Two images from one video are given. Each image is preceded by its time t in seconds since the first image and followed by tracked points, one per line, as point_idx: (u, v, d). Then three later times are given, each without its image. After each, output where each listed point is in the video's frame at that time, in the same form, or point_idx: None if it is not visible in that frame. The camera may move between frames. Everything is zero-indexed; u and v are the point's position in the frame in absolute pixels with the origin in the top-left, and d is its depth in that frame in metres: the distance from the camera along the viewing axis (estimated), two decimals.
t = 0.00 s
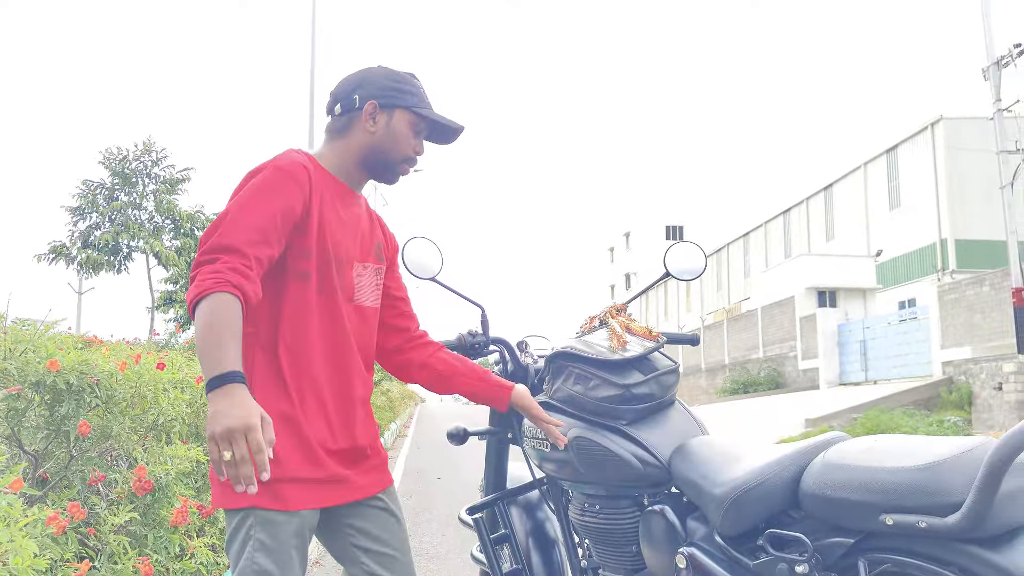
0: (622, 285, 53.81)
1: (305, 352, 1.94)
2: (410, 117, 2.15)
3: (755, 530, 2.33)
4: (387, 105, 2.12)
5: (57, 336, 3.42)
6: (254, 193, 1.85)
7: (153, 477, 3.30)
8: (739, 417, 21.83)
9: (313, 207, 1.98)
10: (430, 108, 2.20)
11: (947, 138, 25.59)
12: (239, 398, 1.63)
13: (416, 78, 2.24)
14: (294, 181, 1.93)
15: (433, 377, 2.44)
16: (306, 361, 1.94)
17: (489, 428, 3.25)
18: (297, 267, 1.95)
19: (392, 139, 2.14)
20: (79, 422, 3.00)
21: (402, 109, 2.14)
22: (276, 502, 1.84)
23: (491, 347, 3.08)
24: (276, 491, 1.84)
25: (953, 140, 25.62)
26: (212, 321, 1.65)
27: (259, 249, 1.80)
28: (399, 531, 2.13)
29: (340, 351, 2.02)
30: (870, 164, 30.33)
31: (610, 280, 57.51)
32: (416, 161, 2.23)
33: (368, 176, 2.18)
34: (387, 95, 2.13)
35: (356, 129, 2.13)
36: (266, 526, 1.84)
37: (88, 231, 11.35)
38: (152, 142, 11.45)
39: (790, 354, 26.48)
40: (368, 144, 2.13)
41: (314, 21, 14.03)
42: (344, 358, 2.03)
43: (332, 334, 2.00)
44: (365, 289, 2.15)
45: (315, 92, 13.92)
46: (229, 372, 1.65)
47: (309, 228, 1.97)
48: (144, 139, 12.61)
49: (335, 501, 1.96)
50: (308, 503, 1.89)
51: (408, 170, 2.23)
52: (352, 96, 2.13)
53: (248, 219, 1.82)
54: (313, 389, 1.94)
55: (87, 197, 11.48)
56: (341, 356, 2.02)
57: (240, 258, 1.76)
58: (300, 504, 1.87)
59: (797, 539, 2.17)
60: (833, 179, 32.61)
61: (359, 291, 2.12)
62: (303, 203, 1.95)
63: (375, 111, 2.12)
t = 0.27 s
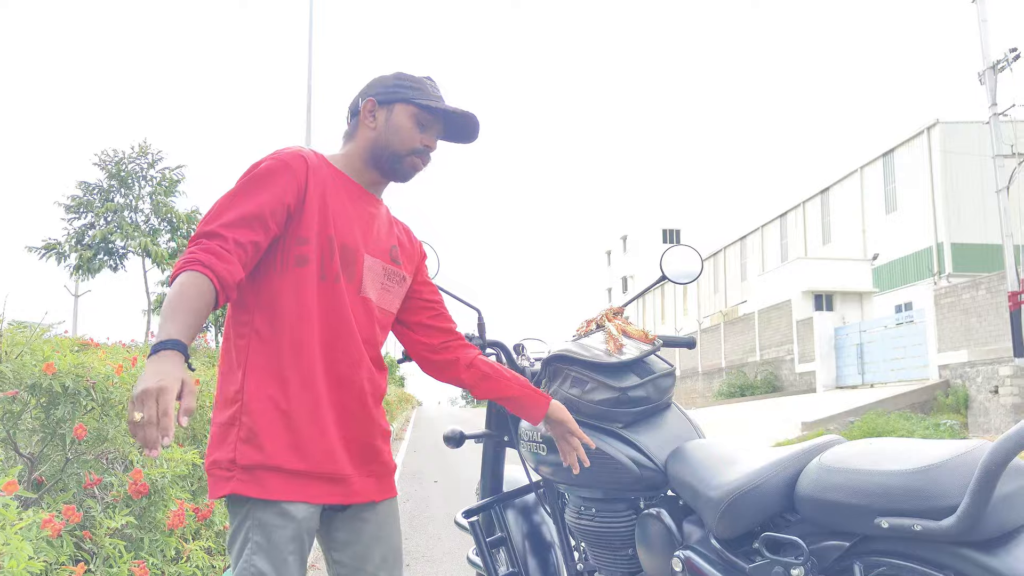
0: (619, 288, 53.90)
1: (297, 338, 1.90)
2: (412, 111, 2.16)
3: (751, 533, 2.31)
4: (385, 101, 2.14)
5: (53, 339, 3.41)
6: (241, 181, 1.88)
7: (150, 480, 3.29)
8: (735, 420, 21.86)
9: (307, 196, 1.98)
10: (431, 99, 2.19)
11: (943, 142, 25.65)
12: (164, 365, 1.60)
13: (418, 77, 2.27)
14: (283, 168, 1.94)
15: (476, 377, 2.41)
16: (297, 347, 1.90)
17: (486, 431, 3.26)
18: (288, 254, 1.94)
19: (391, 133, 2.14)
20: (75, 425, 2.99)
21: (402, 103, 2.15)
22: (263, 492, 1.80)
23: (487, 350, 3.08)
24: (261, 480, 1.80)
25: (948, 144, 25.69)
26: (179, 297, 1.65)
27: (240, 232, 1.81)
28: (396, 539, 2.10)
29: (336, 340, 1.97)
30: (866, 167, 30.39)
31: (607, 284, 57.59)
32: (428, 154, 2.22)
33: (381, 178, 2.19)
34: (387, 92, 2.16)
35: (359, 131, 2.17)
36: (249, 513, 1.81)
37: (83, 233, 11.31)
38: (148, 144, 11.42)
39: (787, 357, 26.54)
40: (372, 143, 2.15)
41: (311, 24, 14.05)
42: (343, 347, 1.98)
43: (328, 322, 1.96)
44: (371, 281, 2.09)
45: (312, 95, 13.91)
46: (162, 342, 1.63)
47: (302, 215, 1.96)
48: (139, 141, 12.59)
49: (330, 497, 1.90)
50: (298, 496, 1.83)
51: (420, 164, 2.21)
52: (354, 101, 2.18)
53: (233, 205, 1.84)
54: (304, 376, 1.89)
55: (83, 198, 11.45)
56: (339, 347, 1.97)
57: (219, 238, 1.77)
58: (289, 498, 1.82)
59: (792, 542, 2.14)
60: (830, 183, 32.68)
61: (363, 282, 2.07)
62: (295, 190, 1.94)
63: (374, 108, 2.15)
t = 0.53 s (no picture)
0: (614, 291, 53.99)
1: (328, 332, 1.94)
2: (419, 113, 2.22)
3: (746, 536, 2.31)
4: (399, 112, 2.25)
5: (45, 340, 3.38)
6: (278, 181, 1.96)
7: (143, 483, 3.27)
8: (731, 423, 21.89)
9: (341, 198, 2.04)
10: (437, 98, 2.23)
11: (938, 146, 25.74)
12: (160, 392, 1.75)
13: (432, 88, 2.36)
14: (319, 170, 2.01)
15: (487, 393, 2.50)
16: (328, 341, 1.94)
17: (481, 434, 3.25)
18: (320, 251, 1.98)
19: (402, 138, 2.22)
20: (67, 428, 2.96)
21: (412, 109, 2.23)
22: (291, 482, 1.80)
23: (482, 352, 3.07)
24: (290, 470, 1.81)
25: (943, 148, 25.77)
26: (202, 306, 1.80)
27: (275, 231, 1.89)
28: (409, 543, 2.08)
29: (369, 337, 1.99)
30: (861, 171, 30.45)
31: (603, 287, 57.65)
32: (441, 154, 2.23)
33: (399, 186, 2.23)
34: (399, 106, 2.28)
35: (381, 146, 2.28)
36: (276, 504, 1.81)
37: (78, 235, 11.26)
38: (143, 146, 11.38)
39: (782, 361, 26.59)
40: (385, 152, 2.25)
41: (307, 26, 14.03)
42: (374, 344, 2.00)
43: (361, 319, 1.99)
44: (402, 283, 2.13)
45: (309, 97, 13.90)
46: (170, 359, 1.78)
47: (335, 216, 2.02)
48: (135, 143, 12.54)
49: (357, 491, 1.90)
50: (325, 488, 1.83)
51: (436, 163, 2.23)
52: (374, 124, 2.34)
53: (270, 206, 1.93)
54: (335, 369, 1.92)
55: (77, 201, 11.40)
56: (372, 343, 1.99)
57: (255, 240, 1.88)
58: (315, 490, 1.82)
59: (787, 546, 2.13)
60: (825, 186, 32.76)
61: (394, 284, 2.10)
62: (328, 191, 2.01)
63: (391, 123, 2.26)
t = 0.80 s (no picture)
0: (608, 293, 54.10)
1: (337, 338, 1.94)
2: (425, 116, 2.22)
3: (738, 540, 2.31)
4: (402, 116, 2.25)
5: (36, 344, 3.36)
6: (283, 190, 1.97)
7: (134, 487, 3.26)
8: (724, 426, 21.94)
9: (345, 203, 2.04)
10: (442, 101, 2.23)
11: (930, 150, 25.86)
12: (228, 386, 1.74)
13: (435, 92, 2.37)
14: (322, 177, 2.01)
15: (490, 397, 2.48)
16: (338, 347, 1.93)
17: (474, 438, 3.26)
18: (326, 257, 1.99)
19: (406, 140, 2.22)
20: (58, 432, 2.94)
21: (415, 112, 2.23)
22: (298, 486, 1.80)
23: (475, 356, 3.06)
24: (297, 474, 1.80)
25: (934, 151, 25.89)
26: (229, 310, 1.78)
27: (282, 239, 1.90)
28: (410, 547, 2.07)
29: (378, 340, 1.99)
30: (853, 174, 30.55)
31: (596, 289, 57.76)
32: (447, 155, 2.24)
33: (404, 189, 2.23)
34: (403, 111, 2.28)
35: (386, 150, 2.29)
36: (287, 509, 1.80)
37: (68, 238, 11.20)
38: (135, 148, 11.33)
39: (774, 363, 26.69)
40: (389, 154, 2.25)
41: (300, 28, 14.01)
42: (383, 348, 2.00)
43: (370, 324, 1.99)
44: (410, 286, 2.13)
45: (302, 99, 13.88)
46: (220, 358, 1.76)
47: (341, 221, 2.02)
48: (125, 144, 12.48)
49: (364, 495, 1.88)
50: (331, 492, 1.82)
51: (443, 165, 2.23)
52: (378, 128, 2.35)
53: (276, 214, 1.93)
54: (344, 375, 1.92)
55: (68, 203, 11.33)
56: (381, 348, 1.99)
57: (263, 249, 1.88)
58: (318, 494, 1.81)
59: (779, 550, 2.14)
60: (817, 189, 32.87)
61: (402, 287, 2.10)
62: (332, 197, 2.02)
63: (395, 127, 2.27)
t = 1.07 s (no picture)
0: (600, 295, 54.22)
1: (336, 341, 1.94)
2: (425, 123, 2.21)
3: (729, 543, 2.31)
4: (403, 121, 2.24)
5: (25, 346, 3.34)
6: (284, 190, 1.95)
7: (124, 491, 3.24)
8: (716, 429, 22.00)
9: (345, 206, 2.04)
10: (445, 110, 2.24)
11: (921, 153, 26.02)
12: (250, 387, 1.70)
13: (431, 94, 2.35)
14: (323, 178, 2.00)
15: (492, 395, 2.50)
16: (336, 350, 1.93)
17: (466, 441, 3.26)
18: (325, 260, 1.98)
19: (409, 147, 2.21)
20: (47, 435, 2.92)
21: (417, 118, 2.22)
22: (292, 490, 1.80)
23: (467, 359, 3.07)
24: (292, 478, 1.80)
25: (925, 155, 26.05)
26: (232, 310, 1.75)
27: (283, 240, 1.88)
28: (402, 551, 2.07)
29: (377, 344, 2.00)
30: (845, 177, 30.70)
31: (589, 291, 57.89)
32: (447, 163, 2.25)
33: (404, 194, 2.24)
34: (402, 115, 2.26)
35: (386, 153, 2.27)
36: (282, 513, 1.80)
37: (58, 240, 11.13)
38: (126, 150, 11.28)
39: (766, 366, 26.80)
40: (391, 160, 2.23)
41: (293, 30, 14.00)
42: (381, 354, 2.01)
43: (369, 328, 1.99)
44: (406, 290, 2.14)
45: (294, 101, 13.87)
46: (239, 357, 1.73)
47: (341, 224, 2.02)
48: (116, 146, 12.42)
49: (358, 500, 1.88)
50: (325, 496, 1.83)
51: (443, 172, 2.24)
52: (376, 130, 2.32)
53: (278, 214, 1.91)
54: (343, 379, 1.92)
55: (58, 205, 11.28)
56: (379, 351, 2.00)
57: (265, 251, 1.86)
58: (311, 499, 1.81)
59: (769, 553, 2.14)
60: (809, 192, 33.02)
61: (399, 291, 2.11)
62: (333, 199, 2.00)
63: (395, 131, 2.25)
